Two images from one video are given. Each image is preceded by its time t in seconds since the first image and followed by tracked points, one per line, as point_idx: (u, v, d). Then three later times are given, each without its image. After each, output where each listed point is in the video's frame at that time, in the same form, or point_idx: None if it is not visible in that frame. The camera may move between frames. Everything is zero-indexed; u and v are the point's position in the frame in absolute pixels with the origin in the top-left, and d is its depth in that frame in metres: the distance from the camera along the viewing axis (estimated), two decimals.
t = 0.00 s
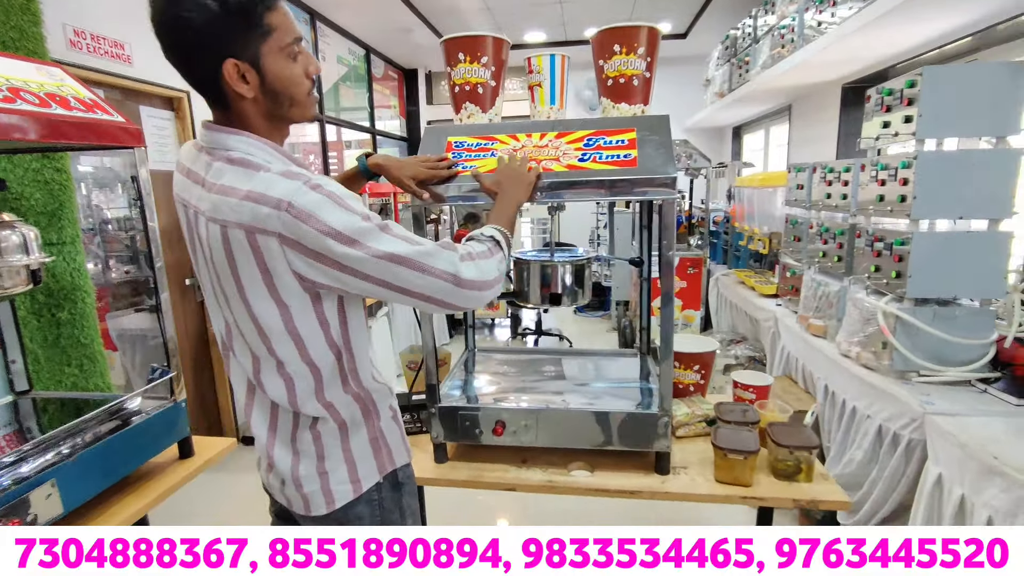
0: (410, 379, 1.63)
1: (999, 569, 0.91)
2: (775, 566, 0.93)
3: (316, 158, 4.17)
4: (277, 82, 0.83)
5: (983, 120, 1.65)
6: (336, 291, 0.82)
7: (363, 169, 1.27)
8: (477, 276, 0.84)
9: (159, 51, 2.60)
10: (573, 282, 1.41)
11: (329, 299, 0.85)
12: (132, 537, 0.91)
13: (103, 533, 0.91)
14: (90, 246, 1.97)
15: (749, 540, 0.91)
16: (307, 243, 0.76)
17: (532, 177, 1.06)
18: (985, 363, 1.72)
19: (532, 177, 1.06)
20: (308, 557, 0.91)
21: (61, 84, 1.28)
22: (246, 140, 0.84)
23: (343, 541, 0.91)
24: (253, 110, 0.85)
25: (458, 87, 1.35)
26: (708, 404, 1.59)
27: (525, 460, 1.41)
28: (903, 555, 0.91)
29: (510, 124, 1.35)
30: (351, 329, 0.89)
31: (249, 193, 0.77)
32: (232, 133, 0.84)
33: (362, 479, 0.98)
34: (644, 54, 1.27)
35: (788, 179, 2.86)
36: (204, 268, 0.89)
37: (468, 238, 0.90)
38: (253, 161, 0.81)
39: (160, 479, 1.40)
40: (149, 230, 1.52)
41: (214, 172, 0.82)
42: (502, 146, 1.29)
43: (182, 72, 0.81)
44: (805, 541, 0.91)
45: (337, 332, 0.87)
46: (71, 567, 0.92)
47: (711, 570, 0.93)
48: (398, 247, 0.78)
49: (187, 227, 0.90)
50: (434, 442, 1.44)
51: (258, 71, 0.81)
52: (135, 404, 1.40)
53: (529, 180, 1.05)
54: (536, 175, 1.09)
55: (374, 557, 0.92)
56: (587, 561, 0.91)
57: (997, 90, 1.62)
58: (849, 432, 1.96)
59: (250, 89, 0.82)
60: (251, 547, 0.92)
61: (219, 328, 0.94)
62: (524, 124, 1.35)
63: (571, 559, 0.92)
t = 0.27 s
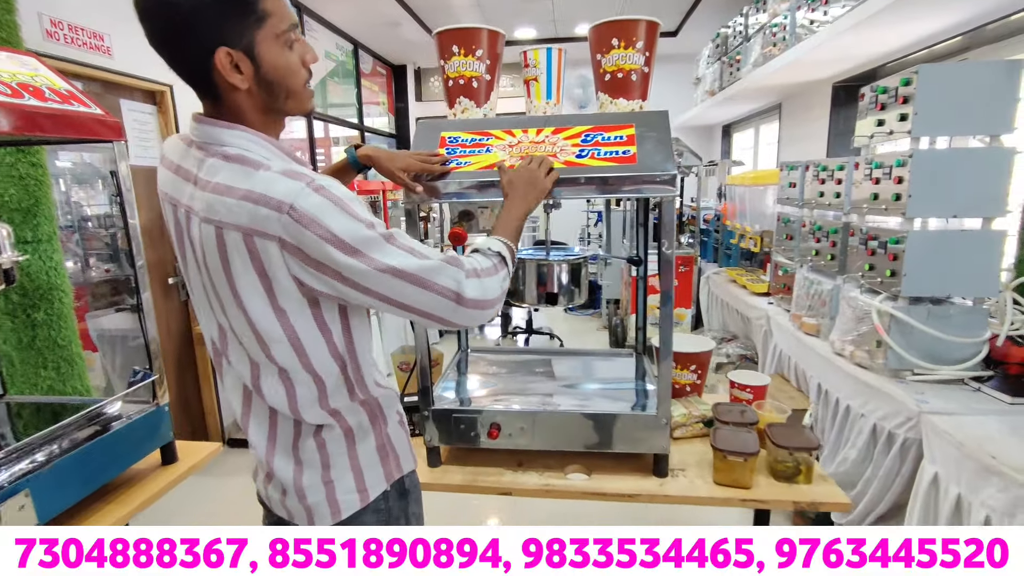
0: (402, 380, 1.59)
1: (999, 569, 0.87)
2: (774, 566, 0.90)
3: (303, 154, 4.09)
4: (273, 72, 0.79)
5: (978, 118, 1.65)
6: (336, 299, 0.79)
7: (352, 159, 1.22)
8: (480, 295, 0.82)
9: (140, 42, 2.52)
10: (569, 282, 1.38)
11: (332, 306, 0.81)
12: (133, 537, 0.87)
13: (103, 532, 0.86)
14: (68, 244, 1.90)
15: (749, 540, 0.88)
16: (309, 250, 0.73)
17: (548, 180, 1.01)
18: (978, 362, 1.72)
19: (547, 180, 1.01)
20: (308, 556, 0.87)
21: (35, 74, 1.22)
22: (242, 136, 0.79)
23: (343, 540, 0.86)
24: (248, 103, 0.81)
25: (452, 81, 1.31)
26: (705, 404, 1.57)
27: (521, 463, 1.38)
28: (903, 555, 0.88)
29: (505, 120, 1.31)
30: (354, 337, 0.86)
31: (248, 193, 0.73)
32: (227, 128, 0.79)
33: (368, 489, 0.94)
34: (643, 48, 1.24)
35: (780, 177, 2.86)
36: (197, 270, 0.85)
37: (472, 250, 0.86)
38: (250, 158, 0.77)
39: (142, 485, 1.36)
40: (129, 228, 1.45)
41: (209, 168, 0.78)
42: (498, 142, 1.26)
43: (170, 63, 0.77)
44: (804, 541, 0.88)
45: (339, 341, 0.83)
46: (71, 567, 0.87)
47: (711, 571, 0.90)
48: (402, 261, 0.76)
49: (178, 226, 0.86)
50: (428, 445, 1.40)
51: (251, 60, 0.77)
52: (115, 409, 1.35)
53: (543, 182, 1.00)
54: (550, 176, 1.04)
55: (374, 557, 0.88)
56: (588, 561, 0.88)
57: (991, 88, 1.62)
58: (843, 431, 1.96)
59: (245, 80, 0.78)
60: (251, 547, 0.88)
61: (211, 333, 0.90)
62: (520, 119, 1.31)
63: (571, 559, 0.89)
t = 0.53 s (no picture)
0: (392, 387, 1.54)
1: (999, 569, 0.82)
2: (775, 566, 0.84)
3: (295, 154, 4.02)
4: (266, 65, 0.73)
5: (982, 121, 1.61)
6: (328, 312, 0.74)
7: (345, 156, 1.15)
8: (479, 305, 0.79)
9: (126, 38, 2.46)
10: (565, 287, 1.34)
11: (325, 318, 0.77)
12: (134, 539, 0.80)
13: (104, 532, 0.80)
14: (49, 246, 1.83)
15: (750, 539, 0.82)
16: (302, 260, 0.68)
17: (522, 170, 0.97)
18: (981, 370, 1.69)
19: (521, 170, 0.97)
20: (308, 556, 0.81)
21: (7, 68, 1.17)
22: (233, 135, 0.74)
23: (343, 540, 0.81)
24: (240, 98, 0.76)
25: (445, 79, 1.26)
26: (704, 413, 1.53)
27: (515, 475, 1.33)
28: (902, 557, 0.82)
29: (500, 119, 1.27)
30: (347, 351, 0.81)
31: (235, 197, 0.67)
32: (215, 126, 0.73)
33: (360, 511, 0.89)
34: (643, 47, 1.20)
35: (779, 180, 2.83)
36: (177, 278, 0.79)
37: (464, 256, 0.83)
38: (237, 158, 0.71)
39: (119, 499, 1.30)
40: (108, 229, 1.41)
41: (193, 168, 0.72)
42: (492, 143, 1.22)
43: (157, 56, 0.71)
44: (804, 543, 0.83)
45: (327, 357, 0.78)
46: (71, 568, 0.81)
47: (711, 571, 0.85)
48: (401, 271, 0.72)
49: (156, 230, 0.80)
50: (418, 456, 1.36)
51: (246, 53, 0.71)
52: (91, 418, 1.29)
53: (517, 172, 0.95)
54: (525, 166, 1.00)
55: (374, 556, 0.82)
56: (588, 561, 0.83)
57: (995, 91, 1.59)
58: (843, 439, 1.93)
59: (238, 75, 0.73)
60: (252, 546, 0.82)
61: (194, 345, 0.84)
62: (516, 118, 1.27)
63: (570, 559, 0.83)
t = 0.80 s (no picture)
0: (385, 394, 1.51)
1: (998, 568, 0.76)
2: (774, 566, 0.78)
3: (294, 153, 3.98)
4: (253, 61, 0.69)
5: (992, 123, 1.57)
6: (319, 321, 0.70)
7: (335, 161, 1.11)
8: (483, 310, 0.73)
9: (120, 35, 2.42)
10: (562, 294, 1.30)
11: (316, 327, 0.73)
12: (134, 537, 0.75)
13: (104, 531, 0.75)
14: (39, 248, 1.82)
15: (749, 539, 0.76)
16: (291, 267, 0.64)
17: (546, 182, 0.94)
18: (991, 380, 1.65)
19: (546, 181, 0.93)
20: (309, 556, 0.77)
21: None
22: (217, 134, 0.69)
23: (344, 539, 0.76)
24: (225, 96, 0.70)
25: (439, 79, 1.22)
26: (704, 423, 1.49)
27: (510, 487, 1.29)
28: (900, 554, 0.76)
29: (496, 121, 1.23)
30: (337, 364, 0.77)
31: (219, 200, 0.63)
32: (197, 125, 0.68)
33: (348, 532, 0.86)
34: (644, 46, 1.16)
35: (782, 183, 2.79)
36: (156, 286, 0.74)
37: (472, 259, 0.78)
38: (220, 158, 0.66)
39: (102, 509, 1.26)
40: (91, 229, 1.37)
41: (174, 170, 0.67)
42: (487, 145, 1.18)
43: (137, 48, 0.67)
44: (803, 539, 0.76)
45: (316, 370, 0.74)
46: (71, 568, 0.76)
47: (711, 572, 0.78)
48: (396, 277, 0.67)
49: (133, 236, 0.75)
50: (410, 466, 1.32)
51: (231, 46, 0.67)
52: (75, 426, 1.25)
53: (541, 184, 0.92)
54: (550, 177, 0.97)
55: (374, 557, 0.77)
56: (588, 561, 0.77)
57: (1006, 93, 1.54)
58: (847, 449, 1.89)
59: (223, 71, 0.68)
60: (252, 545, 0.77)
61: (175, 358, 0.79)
62: (512, 120, 1.23)
63: (571, 559, 0.77)
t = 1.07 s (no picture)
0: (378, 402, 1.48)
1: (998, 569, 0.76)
2: (774, 566, 0.78)
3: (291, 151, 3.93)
4: (244, 60, 0.64)
5: (1003, 125, 1.53)
6: (304, 334, 0.67)
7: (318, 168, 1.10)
8: (473, 330, 0.71)
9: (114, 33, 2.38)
10: (559, 301, 1.26)
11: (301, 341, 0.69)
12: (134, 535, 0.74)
13: (104, 531, 0.74)
14: (29, 243, 1.48)
15: (749, 540, 0.76)
16: (275, 279, 0.60)
17: (556, 194, 0.91)
18: (1000, 388, 1.62)
19: (556, 195, 0.91)
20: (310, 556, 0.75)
21: None
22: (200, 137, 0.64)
23: (344, 540, 0.75)
24: (210, 96, 0.65)
25: (433, 78, 1.18)
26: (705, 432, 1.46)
27: (505, 499, 1.26)
28: (903, 556, 0.76)
29: (492, 123, 1.20)
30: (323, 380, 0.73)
31: (200, 207, 0.58)
32: (179, 126, 0.63)
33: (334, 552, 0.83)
34: (644, 46, 1.12)
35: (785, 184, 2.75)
36: (132, 296, 0.69)
37: (466, 273, 0.75)
38: (202, 162, 0.61)
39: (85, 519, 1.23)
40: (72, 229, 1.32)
41: (150, 174, 0.62)
42: (482, 148, 1.15)
43: (113, 41, 0.61)
44: (804, 540, 0.76)
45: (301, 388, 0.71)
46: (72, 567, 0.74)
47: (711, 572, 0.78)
48: (384, 293, 0.64)
49: (107, 243, 0.70)
50: (403, 477, 1.29)
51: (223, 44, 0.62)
52: (60, 434, 1.22)
53: (550, 196, 0.90)
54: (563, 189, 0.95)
55: (374, 556, 0.76)
56: (588, 560, 0.77)
57: (1017, 94, 1.50)
58: (851, 456, 1.85)
59: (213, 69, 0.63)
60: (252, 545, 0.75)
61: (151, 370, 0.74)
62: (509, 122, 1.20)
63: (571, 559, 0.77)
